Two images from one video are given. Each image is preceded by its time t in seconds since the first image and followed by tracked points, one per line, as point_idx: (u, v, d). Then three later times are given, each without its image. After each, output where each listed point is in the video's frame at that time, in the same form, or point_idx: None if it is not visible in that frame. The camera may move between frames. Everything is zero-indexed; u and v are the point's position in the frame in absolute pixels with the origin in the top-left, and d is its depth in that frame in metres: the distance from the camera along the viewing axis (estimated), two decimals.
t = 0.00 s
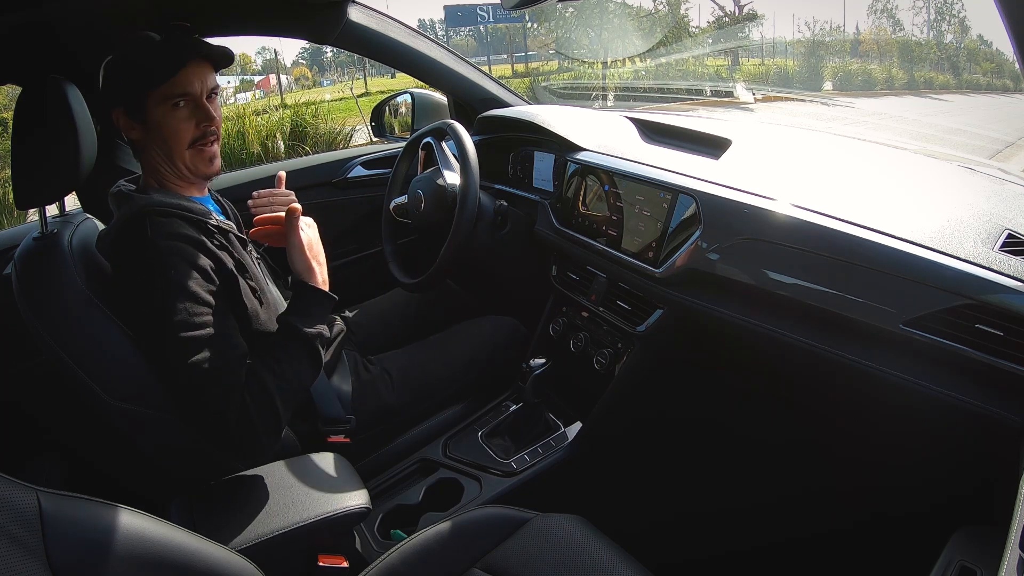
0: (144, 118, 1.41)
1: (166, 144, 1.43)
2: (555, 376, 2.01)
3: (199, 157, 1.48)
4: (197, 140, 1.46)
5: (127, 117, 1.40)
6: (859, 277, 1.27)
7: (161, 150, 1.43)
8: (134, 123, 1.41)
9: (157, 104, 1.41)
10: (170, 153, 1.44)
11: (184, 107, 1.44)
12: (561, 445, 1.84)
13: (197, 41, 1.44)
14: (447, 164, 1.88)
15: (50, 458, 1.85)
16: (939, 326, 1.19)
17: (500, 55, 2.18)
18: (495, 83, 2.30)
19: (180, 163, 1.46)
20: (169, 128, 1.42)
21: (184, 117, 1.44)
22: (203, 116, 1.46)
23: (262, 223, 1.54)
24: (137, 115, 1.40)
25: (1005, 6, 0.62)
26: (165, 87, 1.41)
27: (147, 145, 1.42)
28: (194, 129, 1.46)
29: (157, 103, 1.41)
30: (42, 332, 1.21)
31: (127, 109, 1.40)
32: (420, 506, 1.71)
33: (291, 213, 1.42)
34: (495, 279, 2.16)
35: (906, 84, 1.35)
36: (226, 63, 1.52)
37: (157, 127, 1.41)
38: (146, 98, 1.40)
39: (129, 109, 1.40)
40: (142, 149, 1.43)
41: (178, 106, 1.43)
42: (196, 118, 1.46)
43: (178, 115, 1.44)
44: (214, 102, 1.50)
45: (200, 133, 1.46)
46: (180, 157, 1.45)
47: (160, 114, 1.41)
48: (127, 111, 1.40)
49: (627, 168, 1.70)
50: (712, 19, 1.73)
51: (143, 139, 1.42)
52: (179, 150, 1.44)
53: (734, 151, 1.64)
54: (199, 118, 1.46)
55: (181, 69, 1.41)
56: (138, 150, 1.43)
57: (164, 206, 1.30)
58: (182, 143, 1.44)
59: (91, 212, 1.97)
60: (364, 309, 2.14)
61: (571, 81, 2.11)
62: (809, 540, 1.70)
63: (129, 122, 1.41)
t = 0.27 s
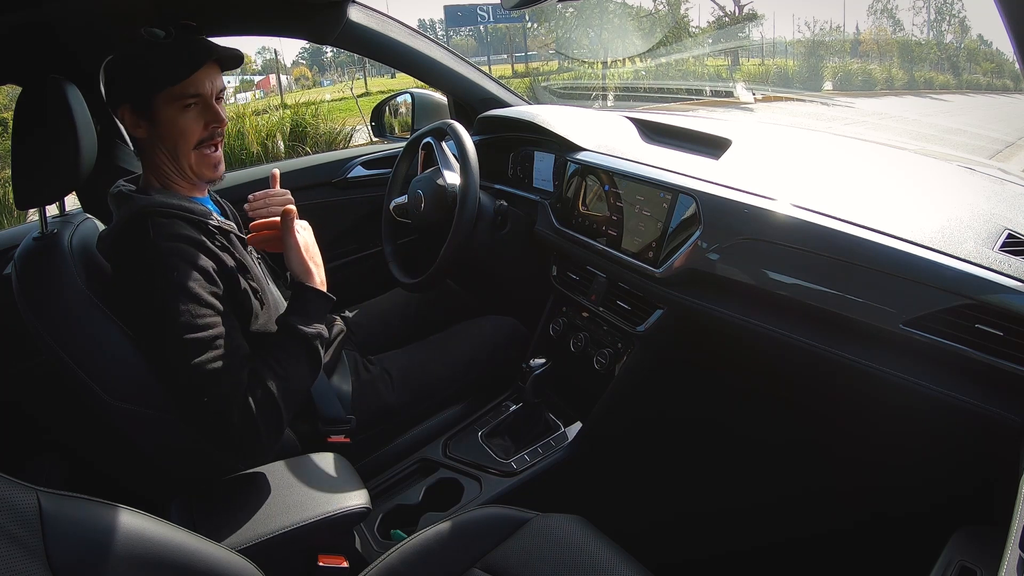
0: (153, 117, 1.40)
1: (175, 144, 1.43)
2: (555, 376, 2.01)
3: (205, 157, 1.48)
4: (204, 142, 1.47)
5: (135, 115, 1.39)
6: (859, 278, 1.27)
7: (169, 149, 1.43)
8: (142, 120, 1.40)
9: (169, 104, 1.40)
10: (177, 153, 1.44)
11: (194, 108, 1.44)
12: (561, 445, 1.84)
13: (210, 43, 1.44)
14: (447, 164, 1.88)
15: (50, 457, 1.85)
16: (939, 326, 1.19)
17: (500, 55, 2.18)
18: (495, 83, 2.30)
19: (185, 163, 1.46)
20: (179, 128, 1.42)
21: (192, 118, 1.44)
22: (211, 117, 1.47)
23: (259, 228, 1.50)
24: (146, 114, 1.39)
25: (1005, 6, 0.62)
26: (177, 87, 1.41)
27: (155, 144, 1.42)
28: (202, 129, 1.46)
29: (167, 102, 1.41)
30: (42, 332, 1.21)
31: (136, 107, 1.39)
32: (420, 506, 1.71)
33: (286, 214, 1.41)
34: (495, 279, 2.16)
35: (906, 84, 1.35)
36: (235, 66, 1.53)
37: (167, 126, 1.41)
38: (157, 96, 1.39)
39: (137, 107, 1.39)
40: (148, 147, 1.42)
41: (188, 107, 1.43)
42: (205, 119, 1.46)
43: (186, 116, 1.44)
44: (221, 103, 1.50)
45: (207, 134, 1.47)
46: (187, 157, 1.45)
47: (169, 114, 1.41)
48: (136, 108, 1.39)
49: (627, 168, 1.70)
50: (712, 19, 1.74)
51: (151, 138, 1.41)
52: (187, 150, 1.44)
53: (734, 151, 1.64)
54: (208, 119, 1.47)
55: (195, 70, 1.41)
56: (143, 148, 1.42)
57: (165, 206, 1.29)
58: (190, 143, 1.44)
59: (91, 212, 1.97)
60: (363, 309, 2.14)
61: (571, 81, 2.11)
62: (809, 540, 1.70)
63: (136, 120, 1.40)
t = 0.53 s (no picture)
0: (154, 117, 1.40)
1: (175, 144, 1.43)
2: (555, 376, 2.02)
3: (205, 157, 1.48)
4: (204, 142, 1.47)
5: (135, 114, 1.39)
6: (859, 278, 1.27)
7: (169, 149, 1.43)
8: (143, 120, 1.40)
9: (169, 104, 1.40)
10: (176, 153, 1.44)
11: (195, 108, 1.44)
12: (561, 445, 1.84)
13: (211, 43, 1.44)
14: (447, 164, 1.88)
15: (50, 457, 1.85)
16: (938, 326, 1.19)
17: (500, 55, 2.18)
18: (495, 83, 2.30)
19: (185, 163, 1.46)
20: (179, 128, 1.42)
21: (193, 118, 1.44)
22: (211, 118, 1.47)
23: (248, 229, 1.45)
24: (146, 113, 1.39)
25: (1005, 6, 0.62)
26: (178, 88, 1.41)
27: (155, 144, 1.42)
28: (203, 129, 1.46)
29: (168, 102, 1.41)
30: (42, 331, 1.21)
31: (137, 106, 1.39)
32: (420, 506, 1.71)
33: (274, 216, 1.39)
34: (495, 280, 2.16)
35: (906, 84, 1.35)
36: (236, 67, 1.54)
37: (167, 126, 1.41)
38: (158, 96, 1.39)
39: (138, 106, 1.39)
40: (148, 147, 1.42)
41: (189, 107, 1.43)
42: (205, 119, 1.46)
43: (187, 116, 1.43)
44: (221, 104, 1.50)
45: (208, 134, 1.47)
46: (187, 157, 1.45)
47: (170, 114, 1.41)
48: (137, 108, 1.39)
49: (627, 169, 1.70)
50: (712, 19, 1.74)
51: (151, 137, 1.41)
52: (187, 150, 1.44)
53: (734, 151, 1.64)
54: (208, 119, 1.47)
55: (196, 70, 1.41)
56: (143, 147, 1.42)
57: (165, 208, 1.29)
58: (191, 143, 1.44)
59: (91, 212, 1.97)
60: (363, 309, 2.13)
61: (570, 81, 2.10)
62: (809, 540, 1.70)
63: (137, 119, 1.40)
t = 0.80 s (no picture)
0: (160, 116, 1.39)
1: (181, 144, 1.43)
2: (555, 376, 2.02)
3: (211, 158, 1.48)
4: (210, 142, 1.47)
5: (143, 111, 1.38)
6: (860, 278, 1.26)
7: (175, 149, 1.43)
8: (149, 119, 1.39)
9: (177, 104, 1.39)
10: (182, 152, 1.43)
11: (202, 108, 1.43)
12: (561, 445, 1.84)
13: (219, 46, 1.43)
14: (447, 164, 1.88)
15: (50, 457, 1.85)
16: (939, 326, 1.19)
17: (500, 55, 2.18)
18: (495, 83, 2.30)
19: (190, 162, 1.46)
20: (186, 129, 1.42)
21: (201, 119, 1.44)
22: (218, 119, 1.46)
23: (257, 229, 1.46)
24: (154, 111, 1.39)
25: (1005, 6, 0.62)
26: (186, 88, 1.40)
27: (160, 143, 1.41)
28: (209, 130, 1.46)
29: (177, 101, 1.40)
30: (42, 331, 1.21)
31: (144, 105, 1.38)
32: (420, 506, 1.71)
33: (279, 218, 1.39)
34: (495, 280, 2.16)
35: (906, 84, 1.35)
36: (240, 70, 1.57)
37: (174, 126, 1.41)
38: (167, 95, 1.38)
39: (146, 103, 1.38)
40: (154, 145, 1.42)
41: (197, 107, 1.43)
42: (213, 120, 1.46)
43: (195, 116, 1.43)
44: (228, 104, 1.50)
45: (214, 135, 1.47)
46: (193, 158, 1.45)
47: (178, 113, 1.40)
48: (144, 106, 1.38)
49: (627, 169, 1.70)
50: (712, 19, 1.74)
51: (157, 137, 1.40)
52: (193, 150, 1.44)
53: (734, 151, 1.64)
54: (215, 120, 1.46)
55: (206, 71, 1.40)
56: (149, 145, 1.41)
57: (167, 208, 1.29)
58: (197, 145, 1.44)
59: (91, 212, 1.97)
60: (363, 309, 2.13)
61: (570, 81, 2.10)
62: (809, 540, 1.70)
63: (144, 116, 1.39)
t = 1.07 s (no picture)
0: (179, 115, 1.41)
1: (195, 143, 1.45)
2: (555, 376, 2.02)
3: (218, 157, 1.51)
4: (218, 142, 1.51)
5: (160, 108, 1.39)
6: (861, 279, 1.26)
7: (188, 148, 1.44)
8: (166, 116, 1.40)
9: (196, 104, 1.42)
10: (196, 151, 1.45)
11: (215, 108, 1.47)
12: (561, 445, 1.84)
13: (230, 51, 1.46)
14: (447, 164, 1.88)
15: (50, 456, 1.85)
16: (938, 326, 1.19)
17: (500, 55, 2.18)
18: (495, 83, 2.30)
19: (201, 161, 1.47)
20: (201, 128, 1.45)
21: (214, 119, 1.47)
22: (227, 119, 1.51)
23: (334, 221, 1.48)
24: (173, 108, 1.40)
25: (1005, 7, 0.62)
26: (204, 89, 1.43)
27: (175, 141, 1.42)
28: (219, 129, 1.50)
29: (196, 100, 1.42)
30: (42, 332, 1.22)
31: (162, 102, 1.38)
32: (420, 506, 1.71)
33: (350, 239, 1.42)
34: (495, 280, 2.16)
35: (906, 84, 1.35)
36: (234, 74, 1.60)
37: (191, 125, 1.43)
38: (188, 94, 1.40)
39: (166, 101, 1.39)
40: (166, 143, 1.42)
41: (211, 107, 1.46)
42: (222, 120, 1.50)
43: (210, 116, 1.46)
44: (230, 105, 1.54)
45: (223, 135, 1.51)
46: (204, 156, 1.47)
47: (197, 112, 1.43)
48: (162, 104, 1.39)
49: (627, 169, 1.70)
50: (712, 19, 1.74)
51: (172, 134, 1.41)
52: (208, 149, 1.47)
53: (734, 151, 1.64)
54: (224, 121, 1.51)
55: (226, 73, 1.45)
56: (161, 142, 1.41)
57: (167, 210, 1.29)
58: (210, 144, 1.47)
59: (91, 212, 1.98)
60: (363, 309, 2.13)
61: (571, 81, 2.10)
62: (809, 540, 1.70)
63: (160, 113, 1.39)
